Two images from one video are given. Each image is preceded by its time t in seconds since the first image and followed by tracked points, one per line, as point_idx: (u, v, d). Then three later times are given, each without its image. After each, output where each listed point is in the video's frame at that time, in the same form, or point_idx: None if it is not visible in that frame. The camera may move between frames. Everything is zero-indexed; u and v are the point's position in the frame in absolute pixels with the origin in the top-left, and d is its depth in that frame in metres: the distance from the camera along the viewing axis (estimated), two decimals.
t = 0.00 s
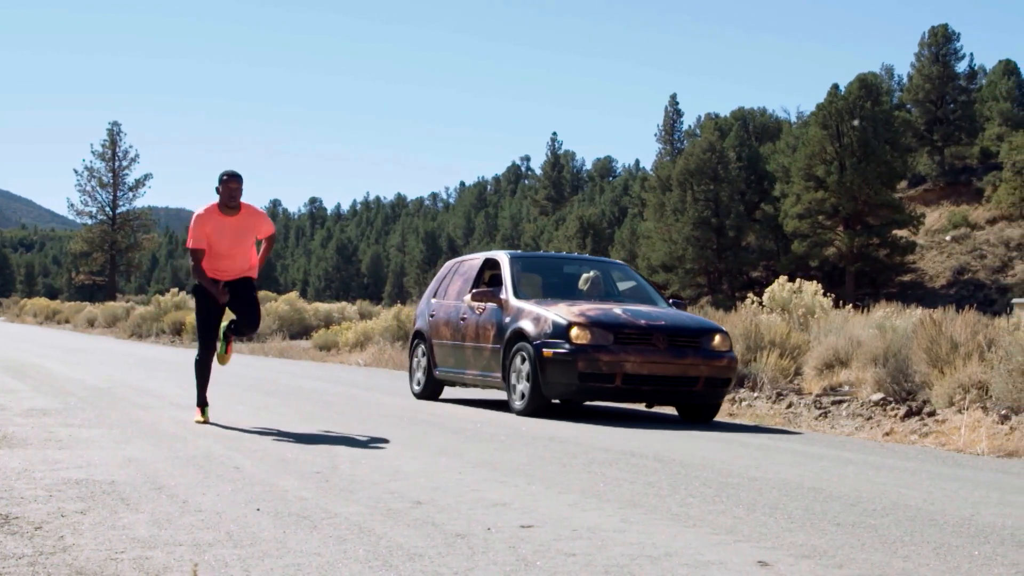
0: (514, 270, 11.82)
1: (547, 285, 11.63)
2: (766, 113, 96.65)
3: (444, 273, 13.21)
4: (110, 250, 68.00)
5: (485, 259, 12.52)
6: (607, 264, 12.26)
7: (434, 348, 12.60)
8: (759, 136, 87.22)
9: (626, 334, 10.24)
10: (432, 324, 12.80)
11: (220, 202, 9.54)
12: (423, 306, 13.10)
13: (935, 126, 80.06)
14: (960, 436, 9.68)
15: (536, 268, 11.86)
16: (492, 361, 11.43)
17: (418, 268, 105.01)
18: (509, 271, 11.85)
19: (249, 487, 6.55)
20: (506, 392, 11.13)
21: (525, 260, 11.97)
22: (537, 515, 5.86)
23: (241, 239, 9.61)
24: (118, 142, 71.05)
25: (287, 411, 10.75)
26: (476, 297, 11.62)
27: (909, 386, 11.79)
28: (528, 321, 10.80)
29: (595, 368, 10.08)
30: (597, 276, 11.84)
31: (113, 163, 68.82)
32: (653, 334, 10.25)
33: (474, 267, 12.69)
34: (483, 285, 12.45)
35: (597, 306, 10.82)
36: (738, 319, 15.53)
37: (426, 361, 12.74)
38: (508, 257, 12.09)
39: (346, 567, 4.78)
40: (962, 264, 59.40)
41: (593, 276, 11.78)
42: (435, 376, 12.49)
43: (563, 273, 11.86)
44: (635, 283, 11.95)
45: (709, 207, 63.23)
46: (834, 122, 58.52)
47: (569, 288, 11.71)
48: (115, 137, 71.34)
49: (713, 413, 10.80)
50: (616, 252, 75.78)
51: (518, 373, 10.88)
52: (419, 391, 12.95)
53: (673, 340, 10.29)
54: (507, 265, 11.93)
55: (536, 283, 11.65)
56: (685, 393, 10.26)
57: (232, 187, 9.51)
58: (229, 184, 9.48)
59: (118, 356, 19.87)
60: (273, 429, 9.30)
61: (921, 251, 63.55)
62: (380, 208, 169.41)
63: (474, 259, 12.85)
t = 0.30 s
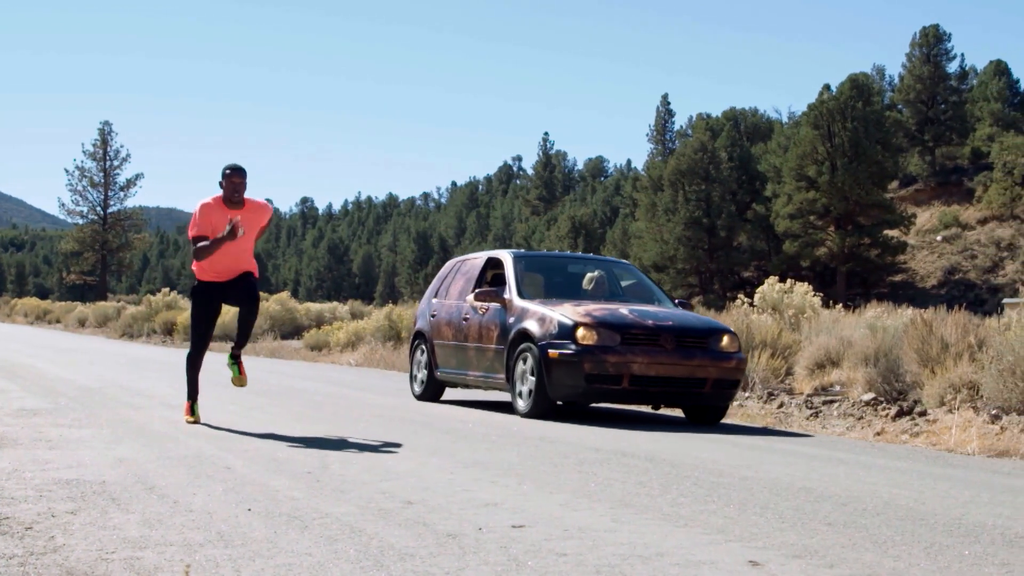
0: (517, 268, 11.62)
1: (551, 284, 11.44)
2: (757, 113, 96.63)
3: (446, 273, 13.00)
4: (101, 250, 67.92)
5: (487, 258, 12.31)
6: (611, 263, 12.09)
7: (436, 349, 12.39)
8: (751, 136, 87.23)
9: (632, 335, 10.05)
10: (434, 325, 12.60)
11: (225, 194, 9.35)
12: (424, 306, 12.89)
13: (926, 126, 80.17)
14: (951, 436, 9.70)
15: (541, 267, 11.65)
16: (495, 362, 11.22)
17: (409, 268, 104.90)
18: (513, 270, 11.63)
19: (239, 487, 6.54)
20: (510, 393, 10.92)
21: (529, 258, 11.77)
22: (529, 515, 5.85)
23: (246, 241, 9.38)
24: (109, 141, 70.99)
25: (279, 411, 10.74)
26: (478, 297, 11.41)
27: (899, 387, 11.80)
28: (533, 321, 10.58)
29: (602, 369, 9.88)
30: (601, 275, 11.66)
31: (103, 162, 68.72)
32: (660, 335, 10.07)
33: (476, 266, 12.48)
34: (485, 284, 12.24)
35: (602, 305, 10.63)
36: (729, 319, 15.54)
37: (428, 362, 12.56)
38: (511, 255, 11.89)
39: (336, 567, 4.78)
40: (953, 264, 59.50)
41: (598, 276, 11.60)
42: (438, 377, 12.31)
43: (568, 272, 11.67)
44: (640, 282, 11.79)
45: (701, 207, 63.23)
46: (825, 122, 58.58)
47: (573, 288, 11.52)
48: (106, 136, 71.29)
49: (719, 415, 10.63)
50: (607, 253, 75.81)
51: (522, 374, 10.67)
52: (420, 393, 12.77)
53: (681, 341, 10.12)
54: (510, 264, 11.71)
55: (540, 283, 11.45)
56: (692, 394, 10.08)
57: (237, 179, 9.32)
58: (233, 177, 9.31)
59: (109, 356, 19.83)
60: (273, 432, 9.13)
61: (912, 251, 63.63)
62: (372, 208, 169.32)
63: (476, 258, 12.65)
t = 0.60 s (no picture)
0: (520, 266, 11.52)
1: (553, 283, 11.36)
2: (745, 113, 96.66)
3: (447, 271, 12.92)
4: (89, 250, 67.77)
5: (488, 259, 12.22)
6: (615, 262, 12.02)
7: (436, 348, 12.32)
8: (739, 136, 87.29)
9: (639, 335, 9.97)
10: (434, 325, 12.52)
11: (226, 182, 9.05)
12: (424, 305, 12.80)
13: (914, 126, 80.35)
14: (939, 436, 9.71)
15: (544, 266, 11.55)
16: (497, 364, 11.15)
17: (397, 268, 104.87)
18: (516, 268, 11.53)
19: (226, 486, 6.53)
20: (513, 395, 10.84)
21: (532, 257, 11.68)
22: (517, 515, 5.86)
23: (243, 231, 9.24)
24: (97, 141, 70.90)
25: (267, 411, 10.72)
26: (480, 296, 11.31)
27: (887, 386, 11.79)
28: (537, 321, 10.49)
29: (608, 371, 9.80)
30: (606, 275, 11.58)
31: (91, 162, 68.59)
32: (667, 336, 9.99)
33: (477, 265, 12.39)
34: (486, 285, 12.17)
35: (607, 306, 10.55)
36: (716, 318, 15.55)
37: (427, 361, 12.49)
38: (513, 254, 11.80)
39: (323, 567, 4.77)
40: (940, 264, 59.61)
41: (602, 275, 11.52)
42: (438, 377, 12.24)
43: (572, 271, 11.58)
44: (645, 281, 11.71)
45: (689, 207, 63.29)
46: (814, 123, 58.68)
47: (577, 285, 11.44)
48: (94, 136, 71.22)
49: (728, 418, 10.54)
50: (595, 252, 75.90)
51: (526, 375, 10.57)
52: (419, 393, 12.69)
53: (689, 342, 10.04)
54: (513, 262, 11.62)
55: (542, 282, 11.36)
56: (701, 398, 10.00)
57: (240, 173, 9.00)
58: (235, 170, 8.97)
59: (97, 356, 19.78)
60: (270, 433, 9.01)
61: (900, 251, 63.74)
62: (360, 208, 169.18)
63: (477, 257, 12.56)
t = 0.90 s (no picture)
0: (522, 267, 11.37)
1: (555, 284, 11.21)
2: (731, 113, 96.61)
3: (447, 271, 12.71)
4: (74, 250, 67.58)
5: (489, 258, 12.03)
6: (616, 262, 11.88)
7: (434, 350, 12.12)
8: (725, 137, 87.28)
9: (646, 336, 9.82)
10: (432, 325, 12.30)
11: (227, 179, 9.03)
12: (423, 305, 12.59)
13: (900, 127, 80.44)
14: (923, 436, 9.74)
15: (546, 266, 11.39)
16: (498, 365, 10.97)
17: (383, 268, 104.83)
18: (517, 269, 11.37)
19: (212, 487, 6.53)
20: (515, 397, 10.66)
21: (533, 257, 11.52)
22: (502, 515, 5.85)
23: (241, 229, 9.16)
24: (82, 140, 70.73)
25: (256, 411, 10.72)
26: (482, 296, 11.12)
27: (872, 386, 11.82)
28: (541, 321, 10.32)
29: (614, 373, 9.64)
30: (608, 275, 11.44)
31: (76, 162, 68.40)
32: (674, 337, 9.85)
33: (477, 264, 12.20)
34: (487, 284, 11.97)
35: (611, 306, 10.39)
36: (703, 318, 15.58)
37: (426, 362, 12.29)
38: (514, 253, 11.62)
39: (309, 567, 4.77)
40: (925, 265, 59.69)
41: (604, 275, 11.37)
42: (435, 380, 12.04)
43: (574, 271, 11.44)
44: (646, 282, 11.57)
45: (675, 207, 63.37)
46: (800, 123, 58.81)
47: (579, 286, 11.30)
48: (79, 135, 71.05)
49: (732, 420, 10.44)
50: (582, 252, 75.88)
51: (529, 376, 10.39)
52: (417, 396, 12.45)
53: (695, 342, 9.91)
54: (514, 263, 11.46)
55: (543, 284, 11.21)
56: (707, 399, 9.89)
57: (241, 169, 8.97)
58: (237, 164, 8.95)
59: (83, 356, 19.74)
60: (269, 435, 8.90)
61: (885, 252, 63.79)
62: (346, 208, 168.97)
63: (477, 256, 12.35)
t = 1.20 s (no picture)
0: (522, 266, 11.05)
1: (557, 284, 10.88)
2: (714, 113, 96.75)
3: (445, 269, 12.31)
4: (56, 248, 67.43)
5: (490, 257, 11.66)
6: (621, 261, 11.55)
7: (431, 351, 11.74)
8: (708, 136, 87.42)
9: (653, 337, 9.56)
10: (430, 325, 11.90)
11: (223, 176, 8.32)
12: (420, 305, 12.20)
13: (882, 127, 80.70)
14: (906, 436, 9.75)
15: (546, 266, 11.05)
16: (499, 367, 10.63)
17: (367, 268, 104.87)
18: (517, 268, 11.07)
19: (194, 487, 6.51)
20: (516, 400, 10.38)
21: (533, 257, 11.20)
22: (486, 515, 5.85)
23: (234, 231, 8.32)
24: (65, 139, 70.64)
25: (239, 411, 10.68)
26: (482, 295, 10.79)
27: (855, 386, 11.83)
28: (544, 321, 10.04)
29: (621, 374, 9.39)
30: (612, 274, 11.10)
31: (58, 161, 68.27)
32: (682, 338, 9.58)
33: (477, 263, 11.83)
34: (487, 284, 11.60)
35: (616, 306, 10.13)
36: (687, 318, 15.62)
37: (423, 364, 11.91)
38: (515, 253, 11.28)
39: (290, 567, 4.76)
40: (908, 265, 59.81)
41: (607, 275, 11.03)
42: (434, 381, 11.67)
43: (576, 271, 11.12)
44: (651, 282, 11.21)
45: (658, 207, 63.54)
46: (782, 123, 58.95)
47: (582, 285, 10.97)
48: (62, 134, 70.96)
49: (740, 424, 10.14)
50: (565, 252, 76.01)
51: (531, 378, 10.11)
52: (413, 398, 12.04)
53: (704, 344, 9.64)
54: (514, 262, 11.14)
55: (545, 282, 10.86)
56: (716, 403, 9.61)
57: (239, 163, 8.25)
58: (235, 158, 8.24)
59: (64, 356, 19.64)
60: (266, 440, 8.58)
61: (867, 252, 63.95)
62: (329, 208, 168.86)
63: (477, 255, 11.97)
